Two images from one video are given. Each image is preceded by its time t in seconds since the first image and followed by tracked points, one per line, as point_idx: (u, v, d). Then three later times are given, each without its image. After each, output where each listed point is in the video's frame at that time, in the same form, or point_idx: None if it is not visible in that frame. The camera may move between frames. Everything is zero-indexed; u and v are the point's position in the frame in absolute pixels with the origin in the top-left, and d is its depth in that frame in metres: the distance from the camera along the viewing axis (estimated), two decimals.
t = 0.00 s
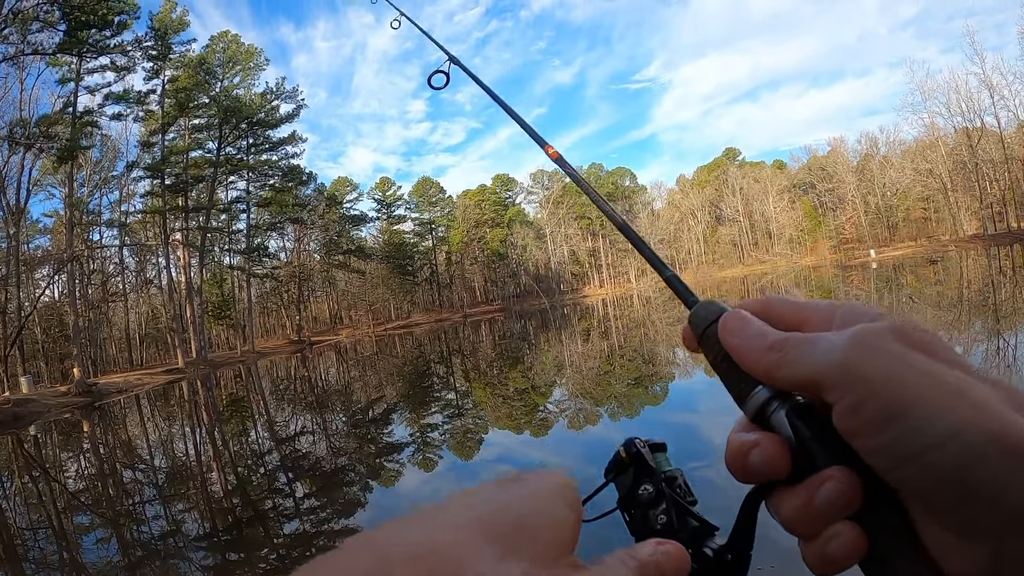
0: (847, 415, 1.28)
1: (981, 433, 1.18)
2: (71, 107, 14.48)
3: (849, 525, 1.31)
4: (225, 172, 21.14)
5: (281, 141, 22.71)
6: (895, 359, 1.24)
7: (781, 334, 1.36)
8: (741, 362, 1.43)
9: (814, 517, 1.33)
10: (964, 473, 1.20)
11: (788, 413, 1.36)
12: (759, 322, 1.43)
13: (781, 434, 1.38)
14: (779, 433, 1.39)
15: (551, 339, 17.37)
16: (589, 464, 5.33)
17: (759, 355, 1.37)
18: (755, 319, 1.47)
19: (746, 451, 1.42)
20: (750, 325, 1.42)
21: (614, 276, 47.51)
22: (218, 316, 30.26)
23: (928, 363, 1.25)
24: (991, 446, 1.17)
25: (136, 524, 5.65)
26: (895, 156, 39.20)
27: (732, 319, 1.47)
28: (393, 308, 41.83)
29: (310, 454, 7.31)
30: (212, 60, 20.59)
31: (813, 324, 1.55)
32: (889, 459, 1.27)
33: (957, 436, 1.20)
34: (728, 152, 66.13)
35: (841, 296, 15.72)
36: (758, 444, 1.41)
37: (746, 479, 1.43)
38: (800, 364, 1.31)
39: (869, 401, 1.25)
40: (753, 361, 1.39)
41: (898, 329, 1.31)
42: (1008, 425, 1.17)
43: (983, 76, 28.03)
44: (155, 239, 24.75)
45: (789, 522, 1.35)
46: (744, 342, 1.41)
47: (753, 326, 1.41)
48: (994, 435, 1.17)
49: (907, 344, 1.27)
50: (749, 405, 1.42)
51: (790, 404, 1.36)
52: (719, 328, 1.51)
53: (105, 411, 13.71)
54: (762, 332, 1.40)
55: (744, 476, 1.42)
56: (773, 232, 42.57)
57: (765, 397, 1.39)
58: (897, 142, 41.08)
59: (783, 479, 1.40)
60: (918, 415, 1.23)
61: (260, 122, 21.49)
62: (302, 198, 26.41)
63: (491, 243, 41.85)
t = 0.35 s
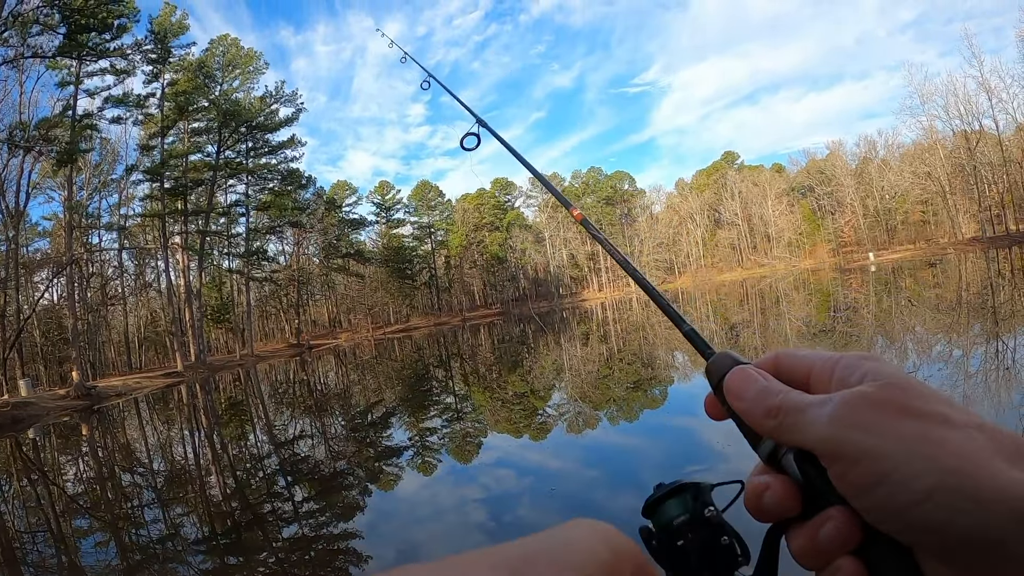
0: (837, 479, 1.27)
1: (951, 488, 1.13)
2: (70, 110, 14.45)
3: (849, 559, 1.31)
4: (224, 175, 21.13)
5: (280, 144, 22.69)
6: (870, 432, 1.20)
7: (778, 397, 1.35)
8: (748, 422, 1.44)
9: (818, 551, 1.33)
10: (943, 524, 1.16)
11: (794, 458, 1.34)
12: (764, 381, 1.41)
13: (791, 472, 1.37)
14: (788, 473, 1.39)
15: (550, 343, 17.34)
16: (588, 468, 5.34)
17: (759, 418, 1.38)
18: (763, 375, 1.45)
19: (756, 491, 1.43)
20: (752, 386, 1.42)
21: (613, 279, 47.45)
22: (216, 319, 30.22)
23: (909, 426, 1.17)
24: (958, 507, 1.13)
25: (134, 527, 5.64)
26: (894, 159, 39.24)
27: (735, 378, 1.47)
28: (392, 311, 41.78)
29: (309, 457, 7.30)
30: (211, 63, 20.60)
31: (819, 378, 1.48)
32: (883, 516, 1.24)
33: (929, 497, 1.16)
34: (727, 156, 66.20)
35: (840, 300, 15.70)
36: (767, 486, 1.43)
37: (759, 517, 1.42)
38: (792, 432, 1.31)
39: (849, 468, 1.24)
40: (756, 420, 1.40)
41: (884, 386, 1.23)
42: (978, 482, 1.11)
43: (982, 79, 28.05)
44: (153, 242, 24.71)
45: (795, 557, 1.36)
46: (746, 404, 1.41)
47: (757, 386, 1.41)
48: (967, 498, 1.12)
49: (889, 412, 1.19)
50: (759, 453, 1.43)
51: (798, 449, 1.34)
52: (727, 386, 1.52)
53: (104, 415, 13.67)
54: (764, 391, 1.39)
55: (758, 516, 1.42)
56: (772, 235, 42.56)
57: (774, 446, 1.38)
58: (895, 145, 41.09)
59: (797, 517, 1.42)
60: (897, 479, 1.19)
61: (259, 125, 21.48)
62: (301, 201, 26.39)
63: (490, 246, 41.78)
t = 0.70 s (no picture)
0: (888, 468, 1.23)
1: (1005, 463, 1.11)
2: (67, 110, 14.42)
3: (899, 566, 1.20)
4: (220, 175, 21.13)
5: (276, 144, 22.66)
6: (923, 415, 1.17)
7: (823, 403, 1.30)
8: (792, 438, 1.38)
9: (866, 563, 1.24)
10: (991, 499, 1.14)
11: (837, 473, 1.30)
12: (802, 396, 1.37)
13: (830, 490, 1.32)
14: (830, 491, 1.32)
15: (546, 343, 17.34)
16: (585, 468, 5.34)
17: (805, 425, 1.32)
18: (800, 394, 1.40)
19: (797, 512, 1.36)
20: (793, 400, 1.36)
21: (610, 279, 47.49)
22: (212, 320, 30.18)
23: (957, 410, 1.17)
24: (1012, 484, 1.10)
25: (130, 528, 5.62)
26: (890, 160, 39.37)
27: (775, 396, 1.42)
28: (389, 311, 41.77)
29: (306, 458, 7.29)
30: (207, 62, 20.58)
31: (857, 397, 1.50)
32: (933, 499, 1.21)
33: (980, 471, 1.14)
34: (724, 158, 66.33)
35: (836, 300, 15.75)
36: (815, 500, 1.34)
37: (801, 536, 1.37)
38: (844, 429, 1.25)
39: (900, 454, 1.20)
40: (800, 431, 1.34)
41: (922, 384, 1.24)
42: None
43: (978, 80, 28.13)
44: (149, 242, 24.68)
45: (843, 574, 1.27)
46: (792, 416, 1.35)
47: (797, 401, 1.35)
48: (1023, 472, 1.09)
49: (934, 399, 1.20)
50: (798, 474, 1.38)
51: (839, 466, 1.31)
52: (766, 406, 1.46)
53: (100, 415, 13.65)
54: (805, 405, 1.34)
55: (799, 532, 1.36)
56: (769, 235, 42.68)
57: (815, 462, 1.34)
58: (892, 146, 41.22)
59: (841, 532, 1.33)
60: (949, 460, 1.16)
61: (256, 125, 21.45)
62: (298, 201, 26.37)
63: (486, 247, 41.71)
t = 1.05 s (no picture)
0: None
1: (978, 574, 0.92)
2: (64, 105, 14.36)
3: None
4: (218, 171, 21.12)
5: (274, 141, 22.62)
6: (891, 528, 1.03)
7: (797, 508, 1.18)
8: (772, 544, 1.22)
9: None
10: None
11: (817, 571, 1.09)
12: (781, 498, 1.23)
13: None
14: None
15: (543, 341, 17.36)
16: (581, 466, 5.35)
17: (782, 527, 1.17)
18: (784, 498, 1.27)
19: None
20: (769, 501, 1.23)
21: (608, 278, 47.53)
22: (210, 316, 30.19)
23: (924, 522, 1.02)
24: None
25: (126, 524, 5.60)
26: (888, 161, 39.46)
27: (755, 497, 1.28)
28: (387, 309, 41.77)
29: (302, 455, 7.28)
30: (205, 58, 20.56)
31: (841, 497, 1.29)
32: None
33: None
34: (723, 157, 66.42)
35: (833, 300, 15.81)
36: None
37: None
38: (820, 542, 1.10)
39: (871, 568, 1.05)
40: (776, 536, 1.19)
41: (897, 491, 1.11)
42: (1008, 563, 0.89)
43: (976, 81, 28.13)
44: (147, 238, 24.66)
45: None
46: (767, 519, 1.21)
47: (775, 502, 1.22)
48: None
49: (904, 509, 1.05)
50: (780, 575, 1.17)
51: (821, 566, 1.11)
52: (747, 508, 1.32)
53: (97, 411, 13.63)
54: (782, 507, 1.20)
55: None
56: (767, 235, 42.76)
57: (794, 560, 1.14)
58: (890, 146, 41.33)
59: None
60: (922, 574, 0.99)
61: (253, 122, 21.41)
62: (295, 198, 26.35)
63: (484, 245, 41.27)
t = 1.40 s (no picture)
0: (865, 552, 1.13)
1: (967, 539, 0.99)
2: (69, 96, 14.35)
3: None
4: (222, 162, 21.11)
5: (279, 132, 22.57)
6: (891, 502, 1.10)
7: (805, 491, 1.26)
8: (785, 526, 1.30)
9: None
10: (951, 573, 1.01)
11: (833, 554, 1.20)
12: (793, 485, 1.31)
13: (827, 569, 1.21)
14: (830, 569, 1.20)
15: (545, 335, 17.37)
16: (582, 461, 5.36)
17: (791, 511, 1.26)
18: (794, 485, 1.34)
19: None
20: (782, 488, 1.30)
21: (611, 275, 47.48)
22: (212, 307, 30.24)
23: (916, 496, 1.08)
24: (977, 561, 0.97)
25: (127, 514, 5.62)
26: (893, 161, 39.32)
27: (768, 486, 1.35)
28: (388, 302, 41.79)
29: (304, 446, 7.30)
30: (211, 50, 20.55)
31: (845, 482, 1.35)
32: None
33: (947, 550, 1.02)
34: (727, 154, 66.19)
35: (837, 299, 15.77)
36: None
37: None
38: (826, 517, 1.18)
39: (871, 538, 1.12)
40: (788, 519, 1.27)
41: (894, 471, 1.18)
42: (992, 530, 0.96)
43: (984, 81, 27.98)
44: (151, 229, 24.68)
45: None
46: (779, 505, 1.29)
47: (786, 489, 1.30)
48: (987, 548, 0.95)
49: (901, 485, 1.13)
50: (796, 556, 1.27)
51: (832, 546, 1.22)
52: (762, 496, 1.40)
53: (99, 401, 13.65)
54: (795, 494, 1.27)
55: None
56: (770, 233, 42.69)
57: (809, 542, 1.24)
58: (896, 146, 41.17)
59: None
60: (915, 544, 1.07)
61: (259, 113, 21.39)
62: (299, 190, 26.35)
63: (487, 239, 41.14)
